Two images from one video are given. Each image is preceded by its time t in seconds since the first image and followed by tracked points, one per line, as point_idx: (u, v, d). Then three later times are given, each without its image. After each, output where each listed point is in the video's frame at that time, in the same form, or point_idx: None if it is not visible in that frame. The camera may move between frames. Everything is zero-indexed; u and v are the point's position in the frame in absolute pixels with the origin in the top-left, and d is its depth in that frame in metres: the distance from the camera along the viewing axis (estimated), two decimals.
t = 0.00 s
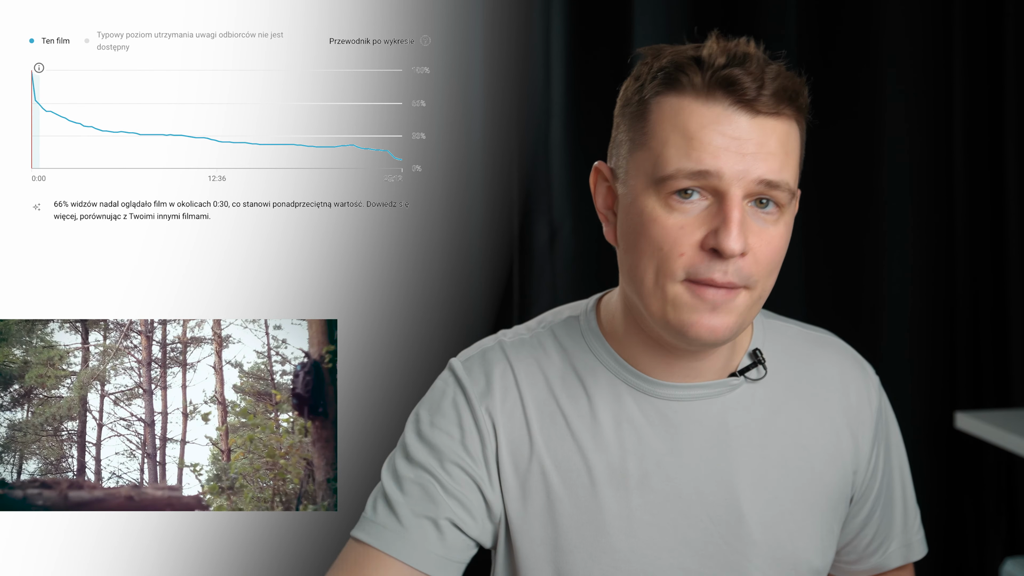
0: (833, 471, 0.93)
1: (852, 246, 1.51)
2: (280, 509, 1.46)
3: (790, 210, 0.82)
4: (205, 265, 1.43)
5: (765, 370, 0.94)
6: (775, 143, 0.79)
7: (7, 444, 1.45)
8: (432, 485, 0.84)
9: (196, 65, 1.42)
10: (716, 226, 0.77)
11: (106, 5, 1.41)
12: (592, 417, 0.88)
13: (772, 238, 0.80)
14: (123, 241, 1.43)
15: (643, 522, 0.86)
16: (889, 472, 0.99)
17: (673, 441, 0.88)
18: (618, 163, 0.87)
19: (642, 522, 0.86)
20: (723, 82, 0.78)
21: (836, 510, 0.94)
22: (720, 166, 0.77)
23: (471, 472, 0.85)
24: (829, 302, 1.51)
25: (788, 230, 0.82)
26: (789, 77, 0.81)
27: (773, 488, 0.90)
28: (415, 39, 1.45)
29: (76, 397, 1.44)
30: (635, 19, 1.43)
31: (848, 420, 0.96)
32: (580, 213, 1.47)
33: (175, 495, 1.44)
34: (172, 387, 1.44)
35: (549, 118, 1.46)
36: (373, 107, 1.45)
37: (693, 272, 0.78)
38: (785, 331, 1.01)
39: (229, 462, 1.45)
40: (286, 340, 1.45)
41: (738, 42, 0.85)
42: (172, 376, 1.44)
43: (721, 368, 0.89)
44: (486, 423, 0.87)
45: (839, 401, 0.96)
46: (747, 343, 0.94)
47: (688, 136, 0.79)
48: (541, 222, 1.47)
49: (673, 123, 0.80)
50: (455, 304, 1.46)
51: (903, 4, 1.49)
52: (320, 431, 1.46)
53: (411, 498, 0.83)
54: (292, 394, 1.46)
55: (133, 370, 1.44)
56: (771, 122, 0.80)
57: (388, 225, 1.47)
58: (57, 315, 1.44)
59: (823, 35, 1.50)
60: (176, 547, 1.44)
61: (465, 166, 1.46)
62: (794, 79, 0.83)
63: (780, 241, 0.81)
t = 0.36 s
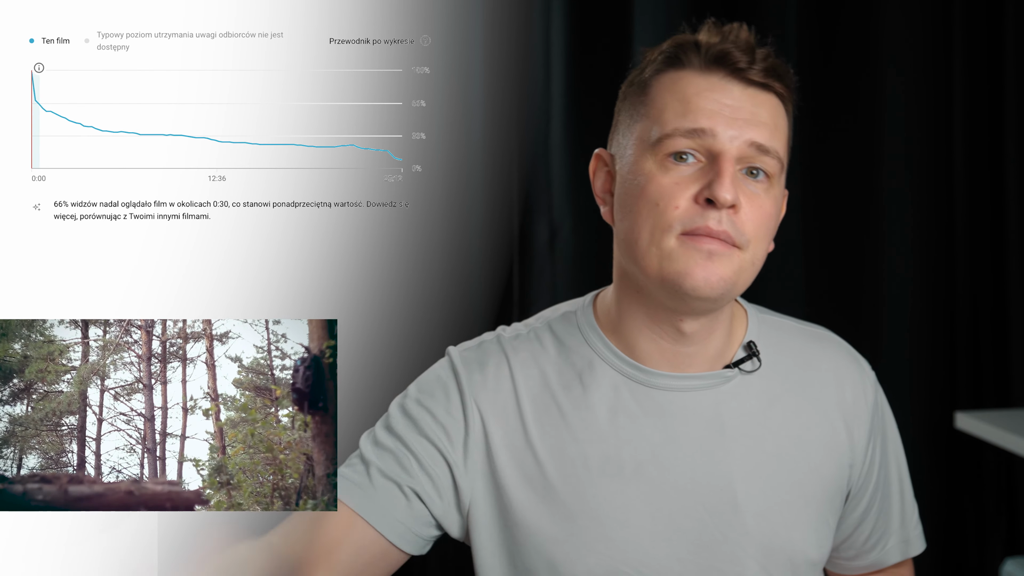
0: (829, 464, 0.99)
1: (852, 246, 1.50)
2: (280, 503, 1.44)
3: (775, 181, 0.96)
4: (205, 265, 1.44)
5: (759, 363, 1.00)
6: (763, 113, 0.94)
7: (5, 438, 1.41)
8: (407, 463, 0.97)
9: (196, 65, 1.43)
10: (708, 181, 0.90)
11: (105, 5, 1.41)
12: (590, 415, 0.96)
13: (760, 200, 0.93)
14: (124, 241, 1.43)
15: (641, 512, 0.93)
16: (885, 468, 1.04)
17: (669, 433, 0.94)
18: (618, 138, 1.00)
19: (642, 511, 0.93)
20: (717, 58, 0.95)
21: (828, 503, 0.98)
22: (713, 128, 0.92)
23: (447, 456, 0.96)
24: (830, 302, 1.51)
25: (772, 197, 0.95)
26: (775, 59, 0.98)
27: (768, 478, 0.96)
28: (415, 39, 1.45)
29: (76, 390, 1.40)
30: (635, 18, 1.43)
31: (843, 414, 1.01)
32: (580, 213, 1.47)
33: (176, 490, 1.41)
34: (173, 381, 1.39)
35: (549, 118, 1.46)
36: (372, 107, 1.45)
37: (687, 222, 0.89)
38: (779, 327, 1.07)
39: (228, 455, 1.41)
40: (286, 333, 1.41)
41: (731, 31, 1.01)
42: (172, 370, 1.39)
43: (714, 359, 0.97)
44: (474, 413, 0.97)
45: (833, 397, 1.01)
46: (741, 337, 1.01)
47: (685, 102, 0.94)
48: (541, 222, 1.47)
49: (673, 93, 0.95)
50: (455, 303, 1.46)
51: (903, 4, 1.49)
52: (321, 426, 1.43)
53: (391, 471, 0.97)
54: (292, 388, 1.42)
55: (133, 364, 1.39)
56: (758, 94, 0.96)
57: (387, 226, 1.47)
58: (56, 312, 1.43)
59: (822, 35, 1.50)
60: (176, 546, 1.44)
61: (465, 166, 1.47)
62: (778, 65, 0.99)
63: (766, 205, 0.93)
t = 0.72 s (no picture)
0: (831, 467, 0.98)
1: (853, 245, 1.51)
2: (280, 499, 1.43)
3: (760, 179, 0.95)
4: (205, 265, 1.44)
5: (761, 364, 1.00)
6: (740, 112, 0.94)
7: (6, 432, 1.41)
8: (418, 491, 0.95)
9: (196, 65, 1.42)
10: (683, 188, 0.90)
11: (105, 5, 1.41)
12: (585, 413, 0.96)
13: (742, 201, 0.92)
14: (123, 241, 1.43)
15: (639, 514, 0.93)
16: (886, 475, 1.04)
17: (670, 432, 0.95)
18: (604, 148, 1.01)
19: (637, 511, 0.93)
20: (688, 59, 0.95)
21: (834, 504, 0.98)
22: (686, 133, 0.92)
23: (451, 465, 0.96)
24: (830, 301, 1.51)
25: (758, 196, 0.94)
26: (752, 53, 0.97)
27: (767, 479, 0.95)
28: (415, 39, 1.45)
29: (76, 383, 1.40)
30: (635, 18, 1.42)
31: (844, 417, 1.01)
32: (580, 213, 1.47)
33: (174, 484, 1.41)
34: (173, 376, 1.40)
35: (549, 118, 1.46)
36: (372, 108, 1.46)
37: (666, 229, 0.90)
38: (780, 329, 1.07)
39: (228, 449, 1.41)
40: (286, 328, 1.42)
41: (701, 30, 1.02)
42: (172, 364, 1.40)
43: (713, 360, 0.97)
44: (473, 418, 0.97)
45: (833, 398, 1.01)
46: (741, 339, 1.02)
47: (660, 109, 0.95)
48: (541, 222, 1.46)
49: (647, 100, 0.96)
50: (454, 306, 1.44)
51: (903, 3, 1.49)
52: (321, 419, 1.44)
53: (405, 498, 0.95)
54: (292, 382, 1.43)
55: (135, 358, 1.40)
56: (734, 93, 0.95)
57: (386, 226, 1.47)
58: (56, 313, 1.43)
59: (822, 34, 1.51)
60: (176, 547, 1.44)
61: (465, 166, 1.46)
62: (757, 60, 0.98)
63: (751, 204, 0.93)
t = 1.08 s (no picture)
0: (842, 475, 0.90)
1: (852, 245, 1.51)
2: (282, 494, 1.47)
3: (790, 203, 0.80)
4: (205, 265, 1.43)
5: (777, 376, 0.90)
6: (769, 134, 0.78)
7: (7, 425, 1.45)
8: (441, 533, 0.83)
9: (196, 65, 1.42)
10: (709, 222, 0.77)
11: (106, 5, 1.41)
12: (598, 424, 0.85)
13: (772, 231, 0.79)
14: (123, 241, 1.43)
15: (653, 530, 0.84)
16: (893, 475, 0.97)
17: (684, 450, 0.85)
18: (617, 166, 0.86)
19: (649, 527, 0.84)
20: (711, 77, 0.78)
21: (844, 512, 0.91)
22: (712, 161, 0.77)
23: (468, 498, 0.83)
24: (830, 301, 1.51)
25: (787, 221, 0.80)
26: (779, 67, 0.80)
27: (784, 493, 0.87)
28: (415, 39, 1.45)
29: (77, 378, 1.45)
30: (636, 18, 1.44)
31: (856, 424, 0.93)
32: (580, 213, 1.47)
33: (173, 478, 1.45)
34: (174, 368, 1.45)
35: (549, 119, 1.46)
36: (373, 108, 1.45)
37: (692, 268, 0.77)
38: (790, 335, 0.97)
39: (231, 444, 1.46)
40: (286, 322, 1.46)
41: (720, 40, 0.85)
42: (172, 358, 1.45)
43: (734, 374, 0.87)
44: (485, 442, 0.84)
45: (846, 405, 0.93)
46: (757, 348, 0.91)
47: (680, 134, 0.78)
48: (541, 223, 1.47)
49: (665, 123, 0.79)
50: (455, 301, 1.46)
51: (902, 4, 1.49)
52: (324, 414, 1.47)
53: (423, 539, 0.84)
54: (293, 375, 1.47)
55: (133, 354, 1.45)
56: (762, 114, 0.79)
57: (387, 226, 1.46)
58: (54, 314, 1.44)
59: (822, 33, 1.50)
60: (177, 547, 1.45)
61: (466, 167, 1.47)
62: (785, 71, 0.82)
63: (781, 232, 0.79)
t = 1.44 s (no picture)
0: (845, 476, 0.89)
1: (851, 245, 1.51)
2: (282, 484, 1.47)
3: (767, 201, 0.78)
4: (205, 265, 1.43)
5: (778, 377, 0.88)
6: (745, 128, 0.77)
7: (8, 415, 1.45)
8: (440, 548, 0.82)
9: (196, 65, 1.42)
10: (677, 216, 0.75)
11: (106, 5, 1.41)
12: (602, 430, 0.82)
13: (746, 229, 0.77)
14: (123, 241, 1.43)
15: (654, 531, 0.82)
16: (897, 477, 0.96)
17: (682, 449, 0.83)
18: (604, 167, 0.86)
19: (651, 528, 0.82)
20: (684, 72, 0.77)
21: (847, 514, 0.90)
22: (681, 156, 0.76)
23: (461, 511, 0.81)
24: (830, 301, 1.52)
25: (765, 220, 0.78)
26: (760, 61, 0.79)
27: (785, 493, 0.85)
28: (415, 39, 1.45)
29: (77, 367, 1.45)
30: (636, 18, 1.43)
31: (858, 424, 0.92)
32: (581, 214, 1.47)
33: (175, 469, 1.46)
34: (176, 358, 1.45)
35: (549, 118, 1.46)
36: (373, 108, 1.45)
37: (659, 263, 0.75)
38: (793, 335, 0.96)
39: (233, 435, 1.46)
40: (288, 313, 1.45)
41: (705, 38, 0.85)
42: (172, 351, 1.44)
43: (729, 377, 0.84)
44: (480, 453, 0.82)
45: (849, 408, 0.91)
46: (757, 349, 0.90)
47: (652, 130, 0.78)
48: (541, 222, 1.47)
49: (641, 120, 0.79)
50: (455, 301, 1.46)
51: (903, 4, 1.49)
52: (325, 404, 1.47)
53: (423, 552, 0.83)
54: (295, 365, 1.47)
55: (131, 346, 1.44)
56: (739, 109, 0.77)
57: (387, 226, 1.46)
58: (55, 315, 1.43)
59: (822, 33, 1.51)
60: (177, 547, 1.45)
61: (466, 167, 1.47)
62: (766, 66, 0.80)
63: (757, 231, 0.77)
